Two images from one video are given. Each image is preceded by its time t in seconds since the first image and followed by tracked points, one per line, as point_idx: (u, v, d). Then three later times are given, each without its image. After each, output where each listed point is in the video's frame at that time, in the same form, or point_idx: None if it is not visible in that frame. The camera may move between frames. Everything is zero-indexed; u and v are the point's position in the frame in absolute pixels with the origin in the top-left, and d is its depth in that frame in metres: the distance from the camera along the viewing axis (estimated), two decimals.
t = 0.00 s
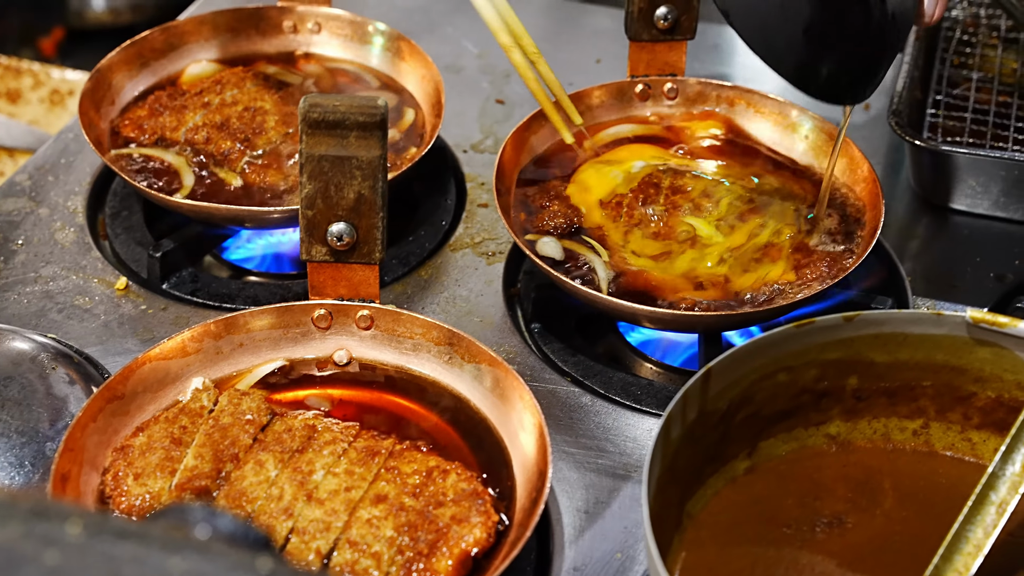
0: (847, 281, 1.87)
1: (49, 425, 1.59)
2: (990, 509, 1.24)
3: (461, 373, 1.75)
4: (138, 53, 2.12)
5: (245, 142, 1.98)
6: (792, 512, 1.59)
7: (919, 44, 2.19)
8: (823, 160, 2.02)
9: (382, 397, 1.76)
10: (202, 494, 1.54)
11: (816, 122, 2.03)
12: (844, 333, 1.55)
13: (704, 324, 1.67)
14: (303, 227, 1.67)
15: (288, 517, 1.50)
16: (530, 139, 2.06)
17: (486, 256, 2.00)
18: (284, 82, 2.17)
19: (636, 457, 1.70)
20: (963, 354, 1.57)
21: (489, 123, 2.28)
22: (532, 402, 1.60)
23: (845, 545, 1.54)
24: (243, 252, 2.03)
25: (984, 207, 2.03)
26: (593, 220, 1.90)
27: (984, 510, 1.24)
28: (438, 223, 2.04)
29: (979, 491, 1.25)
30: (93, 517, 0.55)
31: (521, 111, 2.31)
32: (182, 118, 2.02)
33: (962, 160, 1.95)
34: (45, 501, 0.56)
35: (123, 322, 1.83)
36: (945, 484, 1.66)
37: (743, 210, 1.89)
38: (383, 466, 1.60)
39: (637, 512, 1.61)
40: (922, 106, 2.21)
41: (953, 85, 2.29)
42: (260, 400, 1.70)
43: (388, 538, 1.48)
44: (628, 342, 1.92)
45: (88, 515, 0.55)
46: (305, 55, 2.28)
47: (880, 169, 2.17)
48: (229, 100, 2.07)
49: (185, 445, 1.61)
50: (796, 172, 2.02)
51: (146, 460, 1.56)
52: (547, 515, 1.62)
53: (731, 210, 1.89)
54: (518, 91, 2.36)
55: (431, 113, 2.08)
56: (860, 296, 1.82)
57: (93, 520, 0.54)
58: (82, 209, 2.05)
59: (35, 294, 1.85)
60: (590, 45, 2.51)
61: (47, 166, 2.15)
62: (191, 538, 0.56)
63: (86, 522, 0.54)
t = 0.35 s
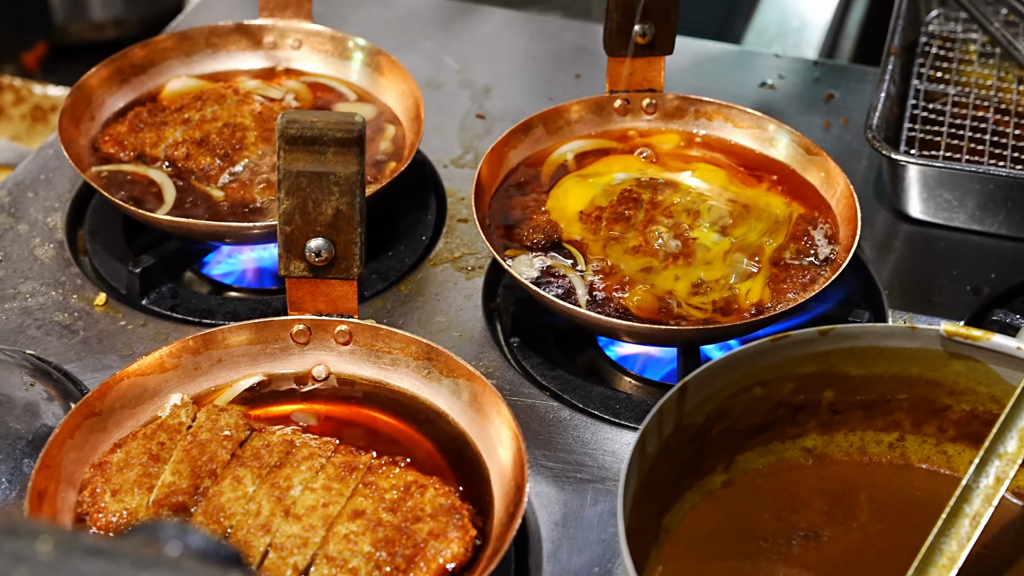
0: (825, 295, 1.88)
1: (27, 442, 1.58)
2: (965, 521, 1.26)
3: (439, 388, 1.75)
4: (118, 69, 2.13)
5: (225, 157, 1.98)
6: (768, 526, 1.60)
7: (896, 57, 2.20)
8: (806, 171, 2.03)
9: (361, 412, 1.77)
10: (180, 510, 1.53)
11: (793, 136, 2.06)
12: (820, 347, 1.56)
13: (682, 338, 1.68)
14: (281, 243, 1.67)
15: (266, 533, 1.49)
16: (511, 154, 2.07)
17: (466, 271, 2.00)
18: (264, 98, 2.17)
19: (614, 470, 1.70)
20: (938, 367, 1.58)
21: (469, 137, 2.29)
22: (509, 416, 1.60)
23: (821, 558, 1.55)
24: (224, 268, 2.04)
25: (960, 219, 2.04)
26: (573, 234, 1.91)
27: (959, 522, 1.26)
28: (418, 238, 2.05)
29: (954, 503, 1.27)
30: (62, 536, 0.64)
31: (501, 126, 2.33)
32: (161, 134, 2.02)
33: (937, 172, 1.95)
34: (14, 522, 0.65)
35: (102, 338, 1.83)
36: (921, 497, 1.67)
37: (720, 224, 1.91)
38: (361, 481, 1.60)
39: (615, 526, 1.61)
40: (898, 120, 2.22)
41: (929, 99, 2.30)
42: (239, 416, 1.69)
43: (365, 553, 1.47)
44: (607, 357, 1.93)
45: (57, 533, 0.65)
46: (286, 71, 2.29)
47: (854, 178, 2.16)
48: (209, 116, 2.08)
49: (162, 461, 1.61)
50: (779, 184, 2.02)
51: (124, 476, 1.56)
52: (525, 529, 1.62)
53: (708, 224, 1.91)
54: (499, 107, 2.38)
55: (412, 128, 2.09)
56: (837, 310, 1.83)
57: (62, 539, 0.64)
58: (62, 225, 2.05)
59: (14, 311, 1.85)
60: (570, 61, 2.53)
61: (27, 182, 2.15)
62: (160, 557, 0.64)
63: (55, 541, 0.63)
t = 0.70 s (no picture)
0: (807, 309, 1.89)
1: (10, 460, 1.58)
2: (947, 533, 1.26)
3: (422, 404, 1.75)
4: (102, 87, 2.14)
5: (209, 174, 1.98)
6: (750, 540, 1.60)
7: (880, 71, 2.20)
8: (787, 184, 2.04)
9: (344, 428, 1.76)
10: (163, 526, 1.53)
11: (774, 151, 2.07)
12: (802, 360, 1.57)
13: (665, 352, 1.68)
14: (263, 259, 1.68)
15: (249, 549, 1.49)
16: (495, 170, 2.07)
17: (451, 285, 2.01)
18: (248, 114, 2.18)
19: (598, 485, 1.70)
20: (919, 380, 1.59)
21: (453, 153, 2.30)
22: (492, 431, 1.60)
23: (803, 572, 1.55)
24: (209, 283, 2.03)
25: (942, 233, 2.05)
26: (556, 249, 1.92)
27: (940, 535, 1.26)
28: (403, 253, 2.07)
29: (935, 517, 1.26)
30: (40, 554, 0.75)
31: (485, 141, 2.34)
32: (145, 151, 2.03)
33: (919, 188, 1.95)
34: None
35: (86, 355, 1.83)
36: (903, 510, 1.67)
37: (703, 239, 1.92)
38: (344, 497, 1.59)
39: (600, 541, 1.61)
40: (881, 134, 2.23)
41: (910, 113, 2.32)
42: (222, 433, 1.69)
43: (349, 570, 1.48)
44: (590, 371, 1.92)
45: (35, 551, 0.75)
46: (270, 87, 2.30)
47: (836, 191, 2.17)
48: (193, 132, 2.09)
49: (146, 478, 1.61)
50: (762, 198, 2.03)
51: (107, 493, 1.56)
52: (509, 544, 1.62)
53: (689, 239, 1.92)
54: (484, 122, 2.39)
55: (395, 145, 2.09)
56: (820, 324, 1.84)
57: (39, 557, 0.74)
58: (46, 242, 2.04)
59: None
60: (554, 75, 2.55)
61: (11, 200, 2.15)
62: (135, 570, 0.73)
63: (32, 559, 0.74)
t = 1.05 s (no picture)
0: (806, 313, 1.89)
1: (8, 467, 1.58)
2: (945, 537, 1.27)
3: (421, 409, 1.75)
4: (99, 93, 2.13)
5: (206, 180, 1.99)
6: (748, 544, 1.60)
7: (877, 75, 2.21)
8: (785, 188, 2.04)
9: (343, 433, 1.76)
10: (161, 533, 1.53)
11: (771, 156, 2.07)
12: (799, 365, 1.57)
13: (663, 356, 1.68)
14: (261, 265, 1.68)
15: (249, 555, 1.49)
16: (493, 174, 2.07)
17: (449, 291, 2.01)
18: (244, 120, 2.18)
19: (597, 490, 1.70)
20: (916, 384, 1.59)
21: (450, 157, 2.30)
22: (491, 437, 1.60)
23: None
24: (206, 290, 2.02)
25: (940, 238, 2.05)
26: (553, 254, 1.92)
27: (938, 538, 1.26)
28: (401, 257, 2.07)
29: (933, 520, 1.27)
30: (39, 560, 0.77)
31: (483, 146, 2.34)
32: (142, 157, 2.02)
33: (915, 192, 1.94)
34: None
35: (84, 362, 1.82)
36: (901, 514, 1.67)
37: (701, 243, 1.92)
38: (342, 502, 1.59)
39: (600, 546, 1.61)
40: (878, 138, 2.23)
41: (908, 117, 2.33)
42: (220, 438, 1.69)
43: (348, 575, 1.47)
44: (588, 376, 1.92)
45: (33, 557, 0.78)
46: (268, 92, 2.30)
47: (834, 195, 2.17)
48: (190, 138, 2.09)
49: (144, 484, 1.60)
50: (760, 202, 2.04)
51: (105, 500, 1.56)
52: (507, 548, 1.62)
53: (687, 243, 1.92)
54: (480, 127, 2.39)
55: (392, 151, 2.09)
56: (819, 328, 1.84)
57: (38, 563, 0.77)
58: (44, 248, 2.04)
59: None
60: (550, 80, 2.55)
61: (8, 206, 2.15)
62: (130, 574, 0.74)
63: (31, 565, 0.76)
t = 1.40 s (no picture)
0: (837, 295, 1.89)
1: (50, 445, 1.60)
2: (986, 517, 1.27)
3: (458, 389, 1.75)
4: (130, 76, 2.14)
5: (239, 162, 2.00)
6: (786, 523, 1.62)
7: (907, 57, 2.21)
8: (816, 171, 2.04)
9: (381, 413, 1.77)
10: (203, 509, 1.54)
11: (802, 138, 2.07)
12: (836, 346, 1.58)
13: (694, 338, 1.69)
14: (298, 246, 1.68)
15: (290, 532, 1.51)
16: (523, 156, 2.07)
17: (480, 273, 2.01)
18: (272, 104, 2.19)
19: (632, 470, 1.71)
20: (955, 365, 1.59)
21: (479, 141, 2.31)
22: (529, 417, 1.61)
23: (840, 555, 1.57)
24: (238, 272, 2.03)
25: (971, 220, 2.06)
26: (584, 237, 1.92)
27: (979, 518, 1.27)
28: (431, 240, 2.07)
29: (974, 500, 1.28)
30: (102, 530, 0.66)
31: (511, 129, 2.34)
32: (175, 140, 2.03)
33: (948, 172, 1.97)
34: (55, 514, 0.67)
35: (123, 340, 1.85)
36: (939, 494, 1.68)
37: (733, 226, 1.93)
38: (381, 481, 1.60)
39: (637, 526, 1.61)
40: (908, 121, 2.23)
41: (938, 100, 2.33)
42: (258, 417, 1.71)
43: (388, 552, 1.48)
44: (619, 358, 1.91)
45: (97, 528, 0.66)
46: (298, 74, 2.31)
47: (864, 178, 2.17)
48: (222, 121, 2.09)
49: (185, 462, 1.62)
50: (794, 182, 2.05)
51: (147, 477, 1.57)
52: (544, 527, 1.62)
53: (719, 226, 1.93)
54: (509, 111, 2.39)
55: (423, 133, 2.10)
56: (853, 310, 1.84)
57: (102, 533, 0.65)
58: (77, 230, 2.05)
59: (33, 317, 1.87)
60: (577, 63, 2.55)
61: (40, 189, 2.17)
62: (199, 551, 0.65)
63: (95, 535, 0.65)
